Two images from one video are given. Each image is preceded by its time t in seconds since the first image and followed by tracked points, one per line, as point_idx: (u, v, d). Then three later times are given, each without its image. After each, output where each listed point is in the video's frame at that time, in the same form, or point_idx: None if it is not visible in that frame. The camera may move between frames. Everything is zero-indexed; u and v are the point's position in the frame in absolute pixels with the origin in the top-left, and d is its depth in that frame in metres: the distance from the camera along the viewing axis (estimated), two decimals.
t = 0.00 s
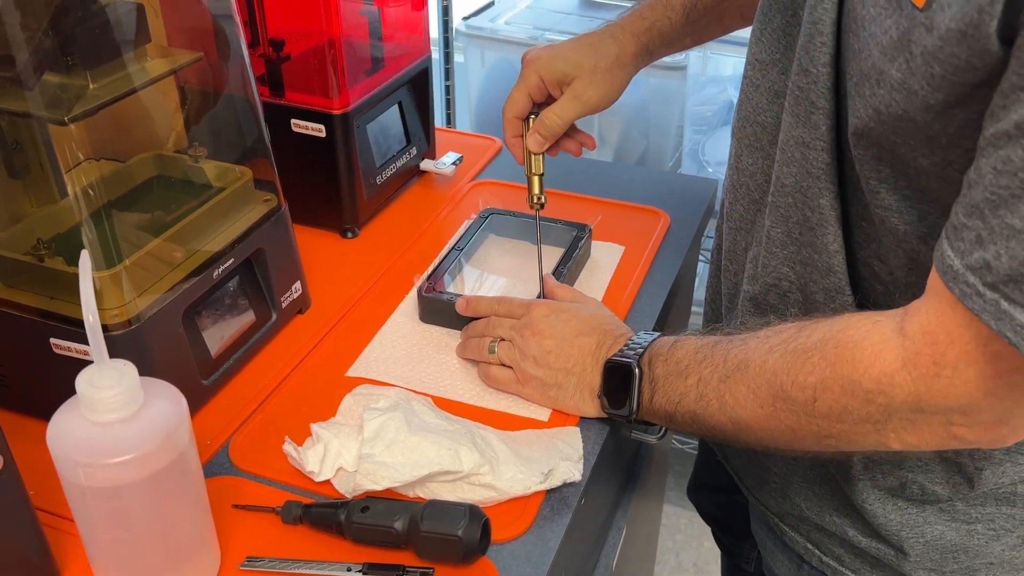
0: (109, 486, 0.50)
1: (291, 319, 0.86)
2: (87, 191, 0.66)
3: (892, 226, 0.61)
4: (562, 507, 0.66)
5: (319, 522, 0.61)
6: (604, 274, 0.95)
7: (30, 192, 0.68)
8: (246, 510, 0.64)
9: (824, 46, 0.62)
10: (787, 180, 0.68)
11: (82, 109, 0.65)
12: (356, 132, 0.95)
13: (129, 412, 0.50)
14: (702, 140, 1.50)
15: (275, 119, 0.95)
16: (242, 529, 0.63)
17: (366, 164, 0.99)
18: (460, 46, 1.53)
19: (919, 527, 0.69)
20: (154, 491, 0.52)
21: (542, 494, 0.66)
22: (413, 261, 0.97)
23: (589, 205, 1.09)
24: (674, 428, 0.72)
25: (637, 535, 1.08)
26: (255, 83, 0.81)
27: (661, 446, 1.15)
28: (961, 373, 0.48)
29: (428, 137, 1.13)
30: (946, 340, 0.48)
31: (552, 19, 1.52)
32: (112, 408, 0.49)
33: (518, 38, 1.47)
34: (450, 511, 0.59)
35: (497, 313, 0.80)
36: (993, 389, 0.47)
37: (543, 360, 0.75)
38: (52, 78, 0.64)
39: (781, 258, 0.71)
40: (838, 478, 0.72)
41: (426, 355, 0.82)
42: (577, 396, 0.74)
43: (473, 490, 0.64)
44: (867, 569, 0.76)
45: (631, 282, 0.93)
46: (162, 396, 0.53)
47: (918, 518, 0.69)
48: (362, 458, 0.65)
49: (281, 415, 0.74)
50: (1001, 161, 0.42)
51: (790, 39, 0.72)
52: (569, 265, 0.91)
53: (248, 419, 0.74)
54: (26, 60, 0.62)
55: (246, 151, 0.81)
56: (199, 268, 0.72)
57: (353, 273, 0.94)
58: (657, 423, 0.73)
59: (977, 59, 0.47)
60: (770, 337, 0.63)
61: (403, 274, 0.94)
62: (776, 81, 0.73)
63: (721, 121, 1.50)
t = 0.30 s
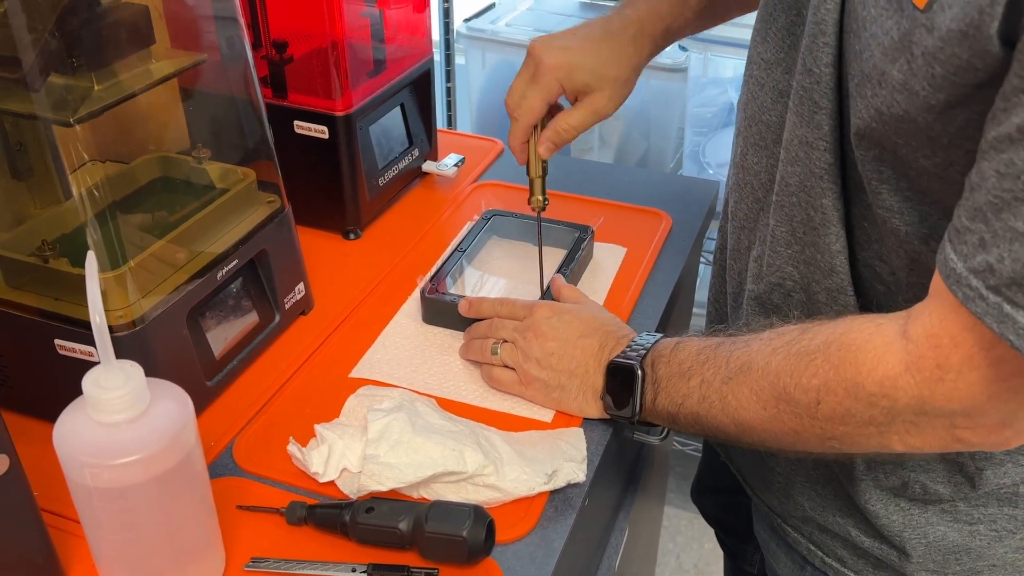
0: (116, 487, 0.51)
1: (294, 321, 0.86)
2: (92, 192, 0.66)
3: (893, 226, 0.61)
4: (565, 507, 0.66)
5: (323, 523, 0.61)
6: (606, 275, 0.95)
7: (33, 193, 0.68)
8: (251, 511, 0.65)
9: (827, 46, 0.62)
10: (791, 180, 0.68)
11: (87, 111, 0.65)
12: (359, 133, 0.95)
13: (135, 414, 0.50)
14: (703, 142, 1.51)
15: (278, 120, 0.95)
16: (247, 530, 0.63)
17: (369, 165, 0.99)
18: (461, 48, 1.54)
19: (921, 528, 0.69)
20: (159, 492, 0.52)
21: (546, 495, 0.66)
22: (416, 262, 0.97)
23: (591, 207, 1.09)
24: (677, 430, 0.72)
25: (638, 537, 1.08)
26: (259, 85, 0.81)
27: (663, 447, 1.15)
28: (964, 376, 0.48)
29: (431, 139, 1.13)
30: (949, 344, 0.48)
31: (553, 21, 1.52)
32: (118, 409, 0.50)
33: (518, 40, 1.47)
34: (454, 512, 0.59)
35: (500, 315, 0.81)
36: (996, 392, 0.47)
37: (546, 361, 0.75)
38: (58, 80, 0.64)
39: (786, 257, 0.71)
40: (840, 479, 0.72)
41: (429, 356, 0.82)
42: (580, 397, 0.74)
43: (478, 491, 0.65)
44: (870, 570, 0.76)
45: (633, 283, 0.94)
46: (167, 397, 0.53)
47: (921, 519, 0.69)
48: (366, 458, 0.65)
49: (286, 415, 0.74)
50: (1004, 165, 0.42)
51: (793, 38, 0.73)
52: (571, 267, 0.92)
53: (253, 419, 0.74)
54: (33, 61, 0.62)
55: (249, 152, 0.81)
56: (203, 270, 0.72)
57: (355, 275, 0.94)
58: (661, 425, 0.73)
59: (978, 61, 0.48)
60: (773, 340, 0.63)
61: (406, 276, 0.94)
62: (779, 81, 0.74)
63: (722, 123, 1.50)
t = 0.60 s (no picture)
0: (120, 495, 0.50)
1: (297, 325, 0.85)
2: (94, 194, 0.66)
3: (927, 245, 0.62)
4: (573, 514, 0.65)
5: (328, 530, 0.61)
6: (611, 278, 0.95)
7: (35, 197, 0.68)
8: (256, 518, 0.64)
9: (860, 65, 0.61)
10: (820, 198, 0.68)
11: (91, 114, 0.65)
12: (362, 136, 0.94)
13: (140, 420, 0.49)
14: (704, 145, 1.51)
15: (281, 123, 0.94)
16: (251, 537, 0.63)
17: (371, 169, 0.98)
18: (462, 51, 1.54)
19: (947, 534, 0.69)
20: (165, 500, 0.52)
21: (553, 502, 0.66)
22: (420, 266, 0.96)
23: (594, 210, 1.09)
24: (687, 438, 0.72)
25: (641, 541, 1.07)
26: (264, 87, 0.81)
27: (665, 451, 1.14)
28: (1000, 404, 0.48)
29: (434, 142, 1.13)
30: (985, 371, 0.48)
31: (554, 23, 1.52)
32: (122, 416, 0.49)
33: (519, 43, 1.46)
34: (461, 520, 0.59)
35: (505, 320, 0.80)
36: None
37: (552, 367, 0.75)
38: (61, 83, 0.64)
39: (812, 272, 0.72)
40: (863, 488, 0.72)
41: (434, 361, 0.81)
42: (586, 404, 0.74)
43: (484, 498, 0.64)
44: None
45: (637, 288, 0.93)
46: (173, 404, 0.52)
47: (946, 525, 0.69)
48: (372, 465, 0.64)
49: (291, 421, 0.73)
50: None
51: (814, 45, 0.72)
52: (575, 271, 0.91)
53: (255, 426, 0.73)
54: (36, 65, 0.62)
55: (250, 155, 0.80)
56: (206, 274, 0.71)
57: (360, 279, 0.94)
58: (670, 432, 0.73)
59: None
60: (793, 356, 0.63)
61: (410, 280, 0.94)
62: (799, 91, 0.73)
63: (723, 125, 1.50)
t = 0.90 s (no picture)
0: (119, 501, 0.50)
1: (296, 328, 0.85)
2: (93, 197, 0.65)
3: (917, 257, 0.62)
4: (574, 519, 0.65)
5: (329, 535, 0.61)
6: (610, 281, 0.95)
7: (33, 199, 0.67)
8: (256, 523, 0.64)
9: (847, 76, 0.63)
10: (808, 210, 0.69)
11: (89, 117, 0.64)
12: (361, 139, 0.94)
13: (139, 426, 0.49)
14: (702, 147, 1.48)
15: (280, 125, 0.94)
16: (251, 542, 0.62)
17: (371, 171, 0.98)
18: (461, 52, 1.54)
19: (939, 544, 0.70)
20: (164, 507, 0.51)
21: (554, 507, 0.65)
22: (419, 269, 0.96)
23: (594, 213, 1.08)
24: (687, 444, 0.72)
25: (640, 545, 1.07)
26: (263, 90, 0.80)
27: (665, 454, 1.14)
28: (994, 418, 0.48)
29: (432, 145, 1.12)
30: (979, 386, 0.48)
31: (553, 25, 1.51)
32: (121, 421, 0.48)
33: (518, 45, 1.46)
34: (462, 524, 0.58)
35: (505, 324, 0.80)
36: None
37: (552, 371, 0.75)
38: (59, 85, 0.63)
39: (803, 283, 0.72)
40: (853, 500, 0.72)
41: (433, 365, 0.81)
42: (586, 408, 0.73)
43: (485, 503, 0.64)
44: None
45: (638, 292, 0.93)
46: (173, 408, 0.52)
47: (938, 536, 0.69)
48: (372, 470, 0.64)
49: (292, 425, 0.73)
50: None
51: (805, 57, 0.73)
52: (576, 273, 0.91)
53: (254, 430, 0.73)
54: (35, 66, 0.61)
55: (248, 157, 0.80)
56: (205, 277, 0.71)
57: (360, 282, 0.93)
58: (671, 437, 0.73)
59: (1013, 108, 0.48)
60: (791, 364, 0.62)
61: (408, 284, 0.93)
62: (789, 103, 0.74)
63: (720, 128, 1.48)
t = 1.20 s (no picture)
0: (117, 499, 0.50)
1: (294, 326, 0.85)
2: (91, 195, 0.65)
3: (910, 253, 0.63)
4: (572, 517, 0.65)
5: (327, 534, 0.61)
6: (608, 280, 0.95)
7: (30, 199, 0.68)
8: (253, 521, 0.64)
9: (838, 73, 0.63)
10: (799, 207, 0.69)
11: (87, 115, 0.64)
12: (359, 137, 0.94)
13: (137, 424, 0.49)
14: (700, 146, 1.47)
15: (277, 124, 0.94)
16: (249, 540, 0.62)
17: (368, 169, 0.98)
18: (460, 52, 1.54)
19: (933, 537, 0.70)
20: (161, 506, 0.51)
21: (552, 505, 0.65)
22: (416, 268, 0.96)
23: (592, 212, 1.09)
24: (685, 442, 0.72)
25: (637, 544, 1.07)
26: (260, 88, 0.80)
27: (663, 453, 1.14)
28: (991, 413, 0.48)
29: (430, 143, 1.12)
30: (975, 381, 0.48)
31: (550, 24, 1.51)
32: (120, 420, 0.49)
33: (516, 44, 1.46)
34: (461, 523, 0.58)
35: (504, 322, 0.80)
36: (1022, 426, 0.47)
37: (551, 370, 0.75)
38: (57, 83, 0.63)
39: (794, 280, 0.73)
40: (846, 495, 0.72)
41: (431, 364, 0.81)
42: (584, 406, 0.74)
43: (482, 501, 0.64)
44: None
45: (636, 290, 0.93)
46: (169, 406, 0.52)
47: (932, 529, 0.70)
48: (369, 468, 0.64)
49: (288, 422, 0.73)
50: None
51: (796, 56, 0.73)
52: (574, 273, 0.91)
53: (252, 428, 0.73)
54: (31, 65, 0.61)
55: (246, 156, 0.80)
56: (203, 276, 0.71)
57: (356, 281, 0.93)
58: (669, 437, 0.73)
59: (1002, 104, 0.48)
60: (789, 361, 0.63)
61: (406, 283, 0.93)
62: (781, 101, 0.74)
63: (718, 127, 1.47)
